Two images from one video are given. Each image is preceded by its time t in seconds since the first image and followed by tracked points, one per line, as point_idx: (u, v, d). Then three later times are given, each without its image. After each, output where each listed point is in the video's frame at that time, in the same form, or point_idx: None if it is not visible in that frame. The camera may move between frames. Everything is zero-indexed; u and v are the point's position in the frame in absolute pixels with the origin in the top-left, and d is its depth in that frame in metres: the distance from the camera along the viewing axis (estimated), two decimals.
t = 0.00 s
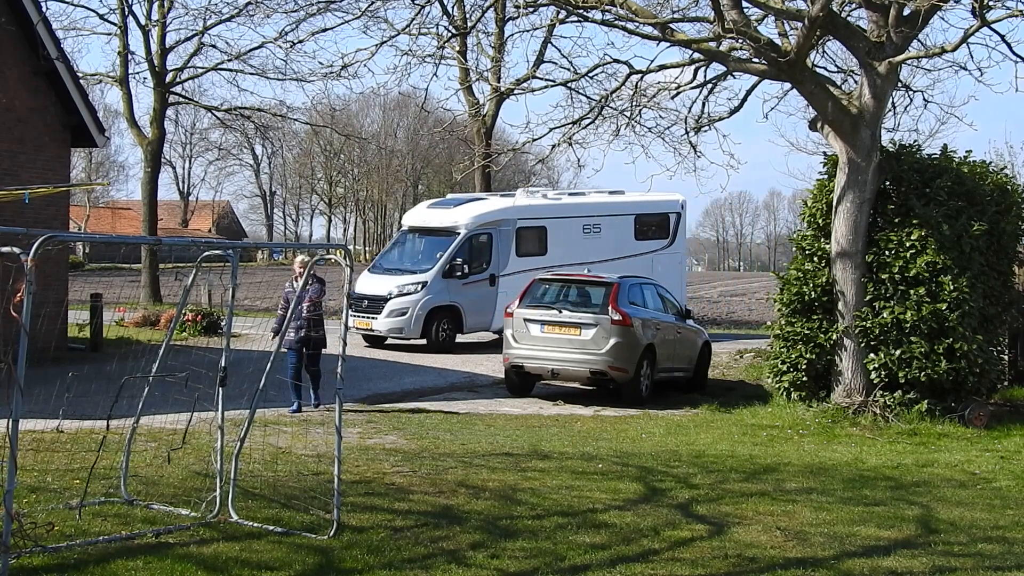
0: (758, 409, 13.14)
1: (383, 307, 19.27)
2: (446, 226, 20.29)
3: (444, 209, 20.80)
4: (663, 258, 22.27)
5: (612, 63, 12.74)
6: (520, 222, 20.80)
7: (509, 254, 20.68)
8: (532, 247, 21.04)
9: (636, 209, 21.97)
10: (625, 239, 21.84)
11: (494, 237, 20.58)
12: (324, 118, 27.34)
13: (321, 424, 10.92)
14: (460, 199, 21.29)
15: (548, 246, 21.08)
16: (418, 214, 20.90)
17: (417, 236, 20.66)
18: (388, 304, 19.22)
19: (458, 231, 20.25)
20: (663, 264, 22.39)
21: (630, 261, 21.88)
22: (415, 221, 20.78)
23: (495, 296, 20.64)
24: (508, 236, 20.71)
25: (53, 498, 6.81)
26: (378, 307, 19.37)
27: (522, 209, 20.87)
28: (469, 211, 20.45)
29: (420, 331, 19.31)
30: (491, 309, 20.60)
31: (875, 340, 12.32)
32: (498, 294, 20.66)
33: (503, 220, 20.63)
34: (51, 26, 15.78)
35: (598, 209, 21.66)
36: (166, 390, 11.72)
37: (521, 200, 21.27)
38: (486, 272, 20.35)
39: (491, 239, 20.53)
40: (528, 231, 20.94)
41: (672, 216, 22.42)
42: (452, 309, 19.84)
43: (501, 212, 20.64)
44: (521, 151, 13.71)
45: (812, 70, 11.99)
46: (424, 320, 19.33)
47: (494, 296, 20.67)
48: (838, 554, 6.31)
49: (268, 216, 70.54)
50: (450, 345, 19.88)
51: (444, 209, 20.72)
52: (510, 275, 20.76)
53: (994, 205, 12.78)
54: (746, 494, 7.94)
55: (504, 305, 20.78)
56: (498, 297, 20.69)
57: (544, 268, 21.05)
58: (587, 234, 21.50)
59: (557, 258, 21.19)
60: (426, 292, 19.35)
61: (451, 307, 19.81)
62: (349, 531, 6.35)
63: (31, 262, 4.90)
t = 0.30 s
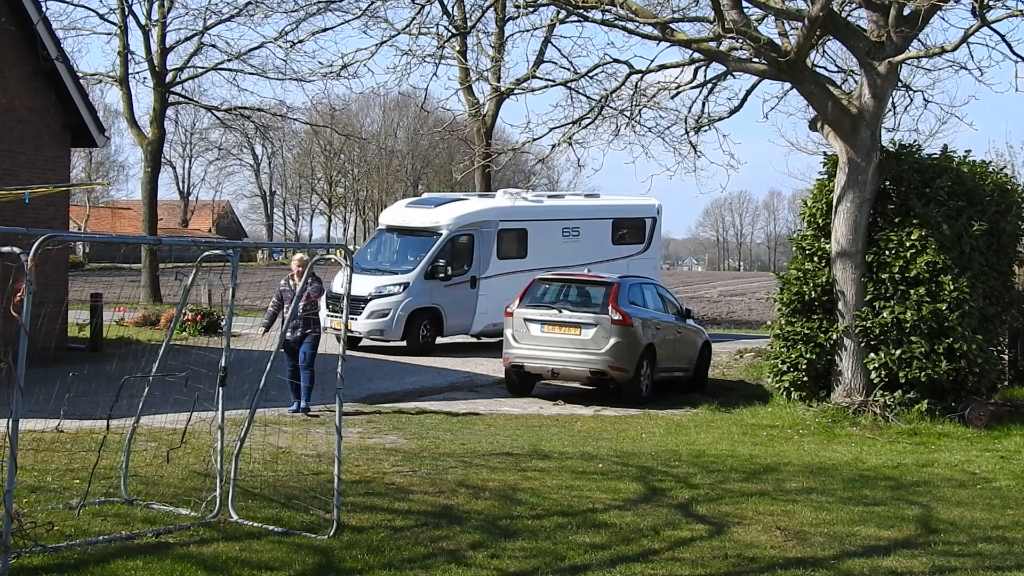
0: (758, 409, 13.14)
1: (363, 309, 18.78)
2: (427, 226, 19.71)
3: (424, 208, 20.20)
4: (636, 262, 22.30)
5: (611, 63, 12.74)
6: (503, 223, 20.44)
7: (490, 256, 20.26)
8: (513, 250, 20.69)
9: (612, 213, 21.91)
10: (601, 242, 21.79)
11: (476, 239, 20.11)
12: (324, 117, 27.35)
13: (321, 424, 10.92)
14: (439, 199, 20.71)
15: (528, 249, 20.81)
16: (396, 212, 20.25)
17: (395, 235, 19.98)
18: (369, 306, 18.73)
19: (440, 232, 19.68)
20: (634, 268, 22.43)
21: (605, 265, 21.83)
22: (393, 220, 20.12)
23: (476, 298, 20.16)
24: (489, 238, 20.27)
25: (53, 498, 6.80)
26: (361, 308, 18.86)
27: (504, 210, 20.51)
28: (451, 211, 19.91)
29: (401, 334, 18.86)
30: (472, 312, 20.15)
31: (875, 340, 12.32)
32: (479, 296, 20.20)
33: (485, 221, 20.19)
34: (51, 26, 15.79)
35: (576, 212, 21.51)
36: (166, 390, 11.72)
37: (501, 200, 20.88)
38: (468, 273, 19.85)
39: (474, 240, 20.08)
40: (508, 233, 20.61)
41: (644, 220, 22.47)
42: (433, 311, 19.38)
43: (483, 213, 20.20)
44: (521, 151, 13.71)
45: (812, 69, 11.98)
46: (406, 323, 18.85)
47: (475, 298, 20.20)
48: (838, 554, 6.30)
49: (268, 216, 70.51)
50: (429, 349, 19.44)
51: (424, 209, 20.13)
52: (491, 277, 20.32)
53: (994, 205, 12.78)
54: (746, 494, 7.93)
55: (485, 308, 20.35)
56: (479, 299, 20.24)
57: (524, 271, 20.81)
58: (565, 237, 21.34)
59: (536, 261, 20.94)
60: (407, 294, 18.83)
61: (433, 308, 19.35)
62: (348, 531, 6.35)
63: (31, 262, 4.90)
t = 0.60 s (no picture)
0: (758, 409, 13.14)
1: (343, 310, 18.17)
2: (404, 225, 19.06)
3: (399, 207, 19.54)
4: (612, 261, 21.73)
5: (611, 63, 12.74)
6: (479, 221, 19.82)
7: (467, 254, 19.62)
8: (488, 248, 20.02)
9: (587, 211, 21.36)
10: (576, 241, 21.21)
11: (453, 238, 19.52)
12: (324, 118, 27.36)
13: (321, 424, 10.92)
14: (412, 197, 20.04)
15: (504, 247, 20.16)
16: (369, 212, 19.56)
17: (369, 236, 19.27)
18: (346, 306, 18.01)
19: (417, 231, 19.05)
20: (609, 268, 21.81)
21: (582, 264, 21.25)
22: (367, 220, 19.42)
23: (455, 298, 19.56)
24: (466, 236, 19.67)
25: (54, 498, 6.80)
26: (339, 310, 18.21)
27: (481, 208, 19.91)
28: (428, 210, 19.30)
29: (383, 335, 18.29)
30: (451, 312, 19.54)
31: (875, 340, 12.33)
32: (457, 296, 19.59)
33: (461, 219, 19.59)
34: (51, 26, 15.80)
35: (552, 209, 20.93)
36: (167, 390, 11.73)
37: (476, 199, 20.28)
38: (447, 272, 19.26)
39: (451, 239, 19.48)
40: (485, 232, 19.99)
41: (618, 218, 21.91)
42: (413, 312, 18.82)
43: (459, 211, 19.61)
44: (521, 151, 13.71)
45: (812, 69, 11.99)
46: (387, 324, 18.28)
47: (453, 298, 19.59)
48: (838, 554, 6.31)
49: (268, 216, 70.53)
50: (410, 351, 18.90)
51: (399, 208, 19.48)
52: (470, 276, 19.70)
53: (994, 205, 12.78)
54: (745, 494, 7.94)
55: (463, 308, 19.72)
56: (457, 299, 19.62)
57: (500, 270, 20.15)
58: (540, 235, 20.71)
59: (511, 260, 20.30)
60: (387, 294, 18.31)
61: (412, 309, 18.79)
62: (349, 531, 6.35)
63: (31, 262, 4.90)
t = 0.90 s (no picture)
0: (758, 409, 13.14)
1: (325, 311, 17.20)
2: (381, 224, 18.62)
3: (375, 206, 19.10)
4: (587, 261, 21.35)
5: (611, 63, 12.70)
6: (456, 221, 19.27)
7: (444, 255, 19.08)
8: (465, 248, 19.47)
9: (562, 211, 20.93)
10: (551, 241, 20.77)
11: (431, 237, 19.02)
12: (324, 117, 27.36)
13: (321, 424, 10.92)
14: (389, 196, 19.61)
15: (481, 247, 19.62)
16: (346, 213, 19.16)
17: (344, 235, 18.82)
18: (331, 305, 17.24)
19: (395, 229, 18.60)
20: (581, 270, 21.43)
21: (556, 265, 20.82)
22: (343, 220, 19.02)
23: (433, 300, 18.99)
24: (444, 235, 19.18)
25: (53, 498, 6.80)
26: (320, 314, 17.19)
27: (457, 206, 19.39)
28: (405, 208, 18.85)
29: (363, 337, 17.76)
30: (430, 314, 18.96)
31: (875, 340, 12.33)
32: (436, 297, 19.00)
33: (439, 217, 19.10)
34: (51, 26, 15.80)
35: (527, 209, 20.44)
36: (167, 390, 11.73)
37: (452, 198, 19.74)
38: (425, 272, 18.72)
39: (429, 239, 18.98)
40: (461, 231, 19.46)
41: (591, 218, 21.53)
42: (393, 313, 18.28)
43: (436, 209, 19.13)
44: (521, 151, 13.70)
45: (812, 69, 11.99)
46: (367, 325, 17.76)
47: (431, 299, 19.02)
48: (838, 554, 6.30)
49: (268, 215, 70.51)
50: (391, 355, 18.34)
51: (376, 207, 19.04)
52: (448, 277, 19.15)
53: (994, 205, 12.77)
54: (746, 494, 7.93)
55: (441, 310, 19.12)
56: (436, 300, 19.04)
57: (478, 271, 19.61)
58: (515, 236, 20.22)
59: (488, 260, 19.77)
60: (367, 295, 17.79)
61: (392, 310, 18.25)
62: (348, 531, 6.35)
63: (31, 262, 4.90)
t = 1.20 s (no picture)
0: (758, 409, 13.15)
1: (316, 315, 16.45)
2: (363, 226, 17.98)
3: (357, 207, 18.46)
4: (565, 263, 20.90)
5: (611, 63, 12.77)
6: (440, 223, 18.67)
7: (428, 257, 18.45)
8: (448, 250, 18.86)
9: (542, 212, 20.43)
10: (532, 243, 20.25)
11: (415, 239, 18.37)
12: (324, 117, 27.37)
13: (322, 424, 10.93)
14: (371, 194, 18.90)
15: (464, 249, 19.03)
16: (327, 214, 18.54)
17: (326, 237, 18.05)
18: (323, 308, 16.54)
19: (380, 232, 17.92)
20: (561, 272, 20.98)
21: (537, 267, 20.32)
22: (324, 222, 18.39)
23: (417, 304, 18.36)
24: (427, 237, 18.51)
25: (54, 498, 6.81)
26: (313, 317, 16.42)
27: (441, 207, 18.76)
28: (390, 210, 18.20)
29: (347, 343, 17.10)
30: (412, 318, 18.33)
31: (875, 340, 12.34)
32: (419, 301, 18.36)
33: (423, 219, 18.43)
34: (51, 26, 15.81)
35: (508, 210, 19.90)
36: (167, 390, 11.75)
37: (435, 199, 19.11)
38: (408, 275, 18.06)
39: (414, 241, 18.32)
40: (444, 233, 18.83)
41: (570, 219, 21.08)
42: (375, 317, 17.62)
43: (420, 210, 18.46)
44: (521, 151, 13.70)
45: (812, 69, 11.98)
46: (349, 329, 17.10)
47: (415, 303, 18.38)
48: (838, 554, 6.31)
49: (268, 215, 70.49)
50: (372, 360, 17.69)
51: (359, 207, 18.40)
52: (431, 280, 18.53)
53: (994, 205, 12.77)
54: (746, 494, 7.94)
55: (424, 314, 18.49)
56: (419, 304, 18.41)
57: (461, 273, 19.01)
58: (497, 237, 19.67)
59: (471, 262, 19.19)
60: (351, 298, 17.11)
61: (374, 314, 17.61)
62: (349, 531, 6.35)
63: (31, 262, 4.90)
